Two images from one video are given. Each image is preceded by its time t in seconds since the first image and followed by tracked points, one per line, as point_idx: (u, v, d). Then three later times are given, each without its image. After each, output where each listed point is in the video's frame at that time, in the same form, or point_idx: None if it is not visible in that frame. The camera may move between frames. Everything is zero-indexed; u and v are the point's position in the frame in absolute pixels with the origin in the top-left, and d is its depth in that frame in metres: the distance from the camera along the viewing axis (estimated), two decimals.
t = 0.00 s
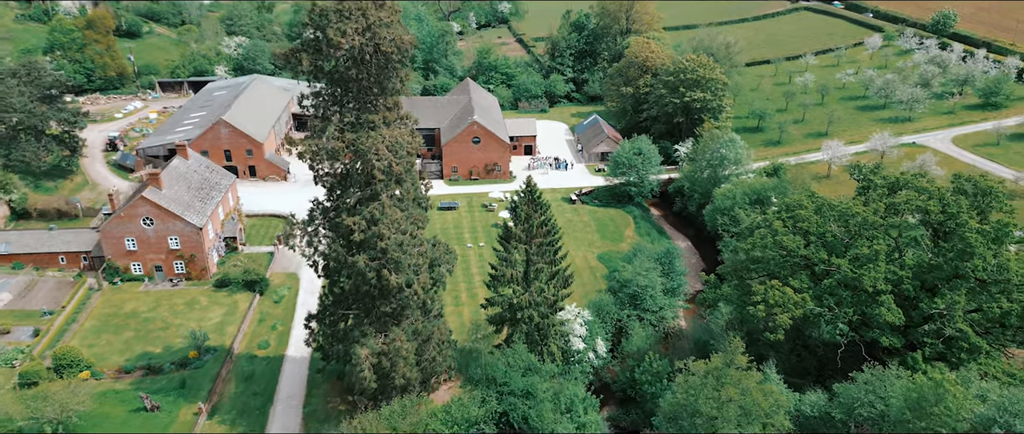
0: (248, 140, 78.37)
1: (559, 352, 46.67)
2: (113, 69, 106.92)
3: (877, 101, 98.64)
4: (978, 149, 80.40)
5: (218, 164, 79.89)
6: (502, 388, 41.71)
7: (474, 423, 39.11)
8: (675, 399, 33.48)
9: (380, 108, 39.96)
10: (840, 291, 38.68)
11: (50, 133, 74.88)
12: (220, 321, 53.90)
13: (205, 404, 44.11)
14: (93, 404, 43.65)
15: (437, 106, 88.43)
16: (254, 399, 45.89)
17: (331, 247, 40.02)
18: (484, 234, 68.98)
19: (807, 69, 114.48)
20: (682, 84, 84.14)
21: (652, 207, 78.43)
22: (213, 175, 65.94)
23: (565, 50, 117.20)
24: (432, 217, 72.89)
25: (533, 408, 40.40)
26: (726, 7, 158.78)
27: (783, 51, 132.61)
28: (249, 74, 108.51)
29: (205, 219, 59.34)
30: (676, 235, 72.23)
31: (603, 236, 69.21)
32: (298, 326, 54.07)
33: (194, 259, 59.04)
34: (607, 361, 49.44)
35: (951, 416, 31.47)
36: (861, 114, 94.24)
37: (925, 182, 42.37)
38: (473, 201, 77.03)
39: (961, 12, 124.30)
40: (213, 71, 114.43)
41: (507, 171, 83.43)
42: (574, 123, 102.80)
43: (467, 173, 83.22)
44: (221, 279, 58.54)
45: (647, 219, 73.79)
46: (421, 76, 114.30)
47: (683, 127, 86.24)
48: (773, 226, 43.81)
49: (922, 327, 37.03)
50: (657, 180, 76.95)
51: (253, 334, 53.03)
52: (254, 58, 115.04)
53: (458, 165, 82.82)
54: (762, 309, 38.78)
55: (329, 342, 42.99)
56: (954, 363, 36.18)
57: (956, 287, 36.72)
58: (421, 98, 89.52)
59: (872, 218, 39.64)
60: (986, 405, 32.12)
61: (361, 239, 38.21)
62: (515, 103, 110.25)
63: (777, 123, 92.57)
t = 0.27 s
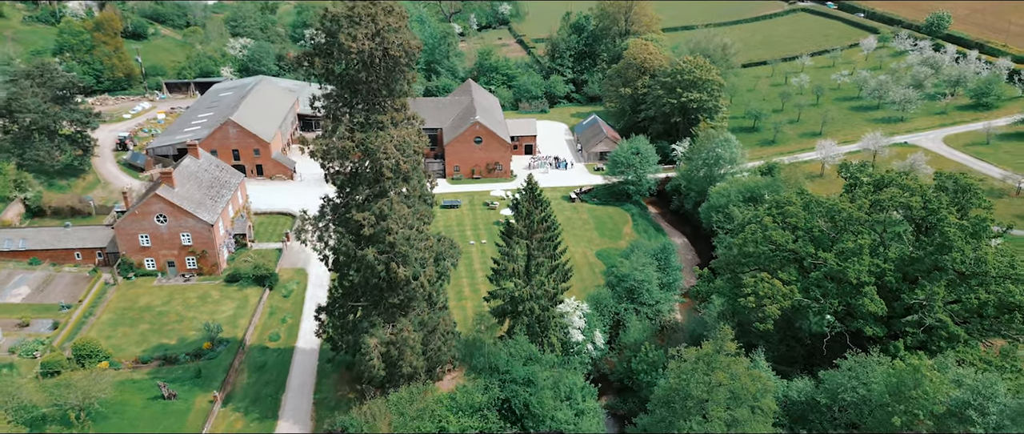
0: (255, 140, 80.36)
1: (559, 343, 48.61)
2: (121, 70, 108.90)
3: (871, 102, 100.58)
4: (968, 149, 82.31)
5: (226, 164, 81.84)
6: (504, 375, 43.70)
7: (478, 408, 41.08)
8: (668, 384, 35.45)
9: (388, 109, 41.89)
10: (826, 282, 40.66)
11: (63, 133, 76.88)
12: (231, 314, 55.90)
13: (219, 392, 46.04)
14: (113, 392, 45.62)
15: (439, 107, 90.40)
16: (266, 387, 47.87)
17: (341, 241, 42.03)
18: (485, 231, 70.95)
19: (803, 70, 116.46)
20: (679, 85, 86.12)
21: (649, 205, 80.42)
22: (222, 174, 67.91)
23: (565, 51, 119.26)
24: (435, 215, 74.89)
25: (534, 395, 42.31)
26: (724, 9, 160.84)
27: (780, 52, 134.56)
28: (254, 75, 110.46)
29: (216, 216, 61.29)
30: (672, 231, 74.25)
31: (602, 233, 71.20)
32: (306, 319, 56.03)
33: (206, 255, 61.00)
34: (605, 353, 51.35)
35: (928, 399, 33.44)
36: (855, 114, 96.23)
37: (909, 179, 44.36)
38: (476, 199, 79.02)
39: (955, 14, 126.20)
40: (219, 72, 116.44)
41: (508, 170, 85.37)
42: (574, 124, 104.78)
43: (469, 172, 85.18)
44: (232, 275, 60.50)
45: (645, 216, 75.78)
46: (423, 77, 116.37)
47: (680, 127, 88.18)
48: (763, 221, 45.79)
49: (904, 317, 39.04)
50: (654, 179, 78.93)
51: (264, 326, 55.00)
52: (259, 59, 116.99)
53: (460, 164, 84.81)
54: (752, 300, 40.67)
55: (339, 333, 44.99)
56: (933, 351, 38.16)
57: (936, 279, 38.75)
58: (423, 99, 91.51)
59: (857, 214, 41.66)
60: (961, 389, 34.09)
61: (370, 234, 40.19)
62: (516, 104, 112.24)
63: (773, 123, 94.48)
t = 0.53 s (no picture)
0: (262, 139, 82.27)
1: (559, 335, 50.58)
2: (128, 71, 110.91)
3: (865, 102, 102.52)
4: (959, 148, 84.24)
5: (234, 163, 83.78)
6: (507, 365, 45.77)
7: (481, 396, 43.09)
8: (662, 370, 37.42)
9: (395, 109, 43.81)
10: (814, 275, 42.61)
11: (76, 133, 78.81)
12: (242, 308, 57.87)
13: (233, 382, 47.95)
14: (131, 381, 47.57)
15: (442, 107, 92.42)
16: (277, 377, 49.83)
17: (350, 236, 43.98)
18: (487, 228, 72.91)
19: (799, 71, 118.39)
20: (676, 86, 88.05)
21: (647, 203, 82.42)
22: (231, 173, 69.82)
23: (565, 53, 121.28)
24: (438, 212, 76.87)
25: (534, 383, 44.25)
26: (722, 10, 162.95)
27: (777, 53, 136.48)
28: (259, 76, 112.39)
29: (226, 213, 63.21)
30: (668, 229, 76.26)
31: (601, 230, 73.17)
32: (315, 313, 58.05)
33: (216, 251, 62.95)
34: (603, 345, 53.48)
35: (907, 384, 35.18)
36: (849, 114, 98.16)
37: (894, 177, 46.32)
38: (477, 197, 80.98)
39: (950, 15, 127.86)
40: (224, 73, 118.46)
41: (509, 169, 87.30)
42: (573, 124, 106.75)
43: (471, 171, 87.10)
44: (242, 270, 62.46)
45: (642, 214, 77.75)
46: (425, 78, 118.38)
47: (677, 127, 90.07)
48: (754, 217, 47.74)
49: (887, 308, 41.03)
50: (651, 178, 80.86)
51: (274, 319, 56.97)
52: (264, 60, 118.95)
53: (462, 163, 86.76)
54: (742, 292, 42.58)
55: (348, 324, 46.94)
56: (915, 340, 40.15)
57: (917, 272, 40.76)
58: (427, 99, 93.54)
59: (843, 210, 43.64)
60: (939, 375, 36.06)
61: (379, 229, 42.11)
62: (516, 104, 114.24)
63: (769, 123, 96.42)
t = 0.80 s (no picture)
0: (269, 139, 84.23)
1: (559, 327, 52.48)
2: (136, 72, 112.90)
3: (859, 103, 104.45)
4: (949, 147, 86.14)
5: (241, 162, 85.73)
6: (508, 355, 47.62)
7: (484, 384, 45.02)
8: (657, 358, 39.36)
9: (402, 110, 45.75)
10: (802, 268, 44.58)
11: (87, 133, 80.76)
12: (252, 302, 59.83)
13: (245, 372, 49.91)
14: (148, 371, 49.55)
15: (444, 108, 94.47)
16: (288, 368, 51.81)
17: (359, 232, 45.95)
18: (489, 226, 74.86)
19: (795, 71, 120.25)
20: (674, 87, 90.03)
21: (645, 202, 84.36)
22: (240, 172, 71.76)
23: (565, 54, 123.17)
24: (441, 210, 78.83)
25: (535, 373, 46.17)
26: (720, 11, 164.90)
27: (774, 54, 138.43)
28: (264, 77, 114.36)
29: (235, 211, 65.17)
30: (665, 227, 78.23)
31: (599, 227, 75.13)
32: (323, 307, 59.99)
33: (226, 247, 64.92)
34: (601, 338, 55.35)
35: (889, 371, 37.09)
36: (844, 115, 100.09)
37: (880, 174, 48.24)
38: (479, 196, 82.90)
39: (944, 16, 129.77)
40: (230, 74, 120.48)
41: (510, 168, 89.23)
42: (573, 124, 108.69)
43: (472, 170, 89.06)
44: (251, 266, 64.40)
45: (640, 212, 79.69)
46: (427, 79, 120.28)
47: (675, 127, 91.98)
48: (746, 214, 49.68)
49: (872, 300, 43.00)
50: (649, 177, 82.78)
51: (283, 313, 58.93)
52: (269, 61, 120.95)
53: (464, 163, 88.71)
54: (734, 285, 44.52)
55: (357, 317, 48.89)
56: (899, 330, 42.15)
57: (900, 265, 42.78)
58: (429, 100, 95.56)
59: (831, 206, 45.64)
60: (920, 363, 38.02)
61: (387, 224, 44.06)
62: (517, 105, 116.18)
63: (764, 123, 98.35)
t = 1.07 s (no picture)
0: (275, 139, 86.17)
1: (558, 320, 54.40)
2: (143, 73, 114.85)
3: (854, 103, 106.34)
4: (941, 147, 88.02)
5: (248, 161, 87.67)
6: (510, 346, 49.52)
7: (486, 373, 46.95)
8: (652, 347, 41.30)
9: (408, 111, 47.65)
10: (792, 262, 46.56)
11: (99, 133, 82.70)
12: (262, 296, 61.78)
13: (257, 362, 51.86)
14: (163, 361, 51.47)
15: (447, 108, 96.46)
16: (297, 359, 53.77)
17: (367, 227, 47.88)
18: (490, 223, 76.75)
19: (792, 72, 122.18)
20: (671, 87, 91.92)
21: (643, 200, 86.32)
22: (248, 170, 73.71)
23: (565, 55, 125.11)
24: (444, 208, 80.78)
25: (536, 362, 48.10)
26: (718, 13, 166.87)
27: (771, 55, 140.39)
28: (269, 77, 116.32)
29: (245, 208, 67.14)
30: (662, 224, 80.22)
31: (598, 225, 77.08)
32: (330, 301, 61.95)
33: (236, 244, 66.89)
34: (599, 330, 57.28)
35: (872, 359, 39.05)
36: (838, 115, 102.02)
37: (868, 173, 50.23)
38: (481, 194, 84.80)
39: (939, 18, 131.53)
40: (235, 75, 122.43)
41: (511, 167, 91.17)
42: (573, 124, 110.65)
43: (474, 169, 90.99)
44: (260, 261, 66.33)
45: (638, 210, 81.60)
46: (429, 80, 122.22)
47: (672, 127, 93.90)
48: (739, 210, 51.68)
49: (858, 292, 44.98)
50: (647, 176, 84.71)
51: (292, 306, 60.87)
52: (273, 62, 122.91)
53: (466, 162, 90.63)
54: (727, 278, 46.47)
55: (364, 309, 50.81)
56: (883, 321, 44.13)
57: (885, 259, 44.76)
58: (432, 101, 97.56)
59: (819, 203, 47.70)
60: (902, 351, 39.99)
61: (394, 220, 45.99)
62: (518, 105, 118.11)
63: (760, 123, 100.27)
